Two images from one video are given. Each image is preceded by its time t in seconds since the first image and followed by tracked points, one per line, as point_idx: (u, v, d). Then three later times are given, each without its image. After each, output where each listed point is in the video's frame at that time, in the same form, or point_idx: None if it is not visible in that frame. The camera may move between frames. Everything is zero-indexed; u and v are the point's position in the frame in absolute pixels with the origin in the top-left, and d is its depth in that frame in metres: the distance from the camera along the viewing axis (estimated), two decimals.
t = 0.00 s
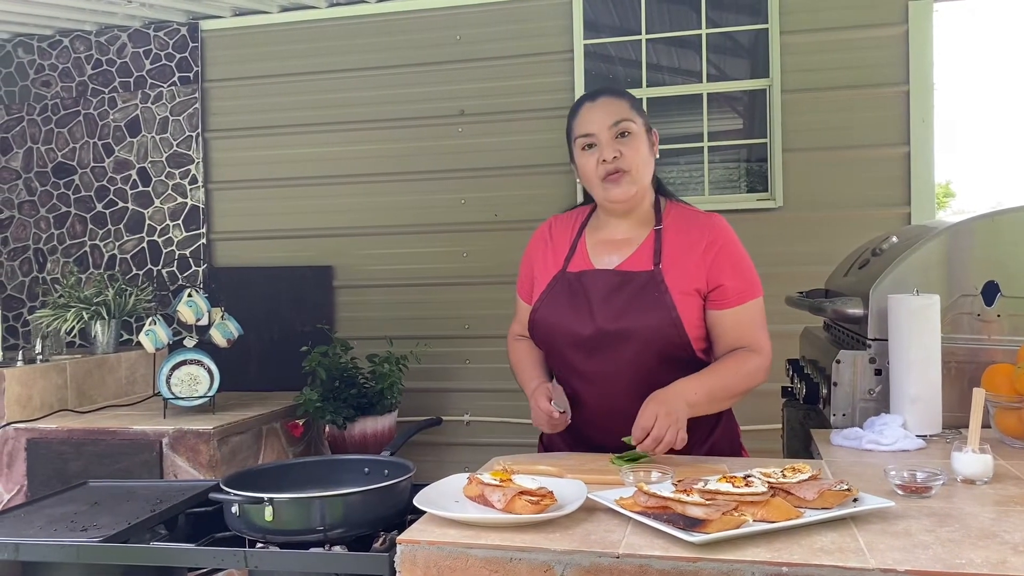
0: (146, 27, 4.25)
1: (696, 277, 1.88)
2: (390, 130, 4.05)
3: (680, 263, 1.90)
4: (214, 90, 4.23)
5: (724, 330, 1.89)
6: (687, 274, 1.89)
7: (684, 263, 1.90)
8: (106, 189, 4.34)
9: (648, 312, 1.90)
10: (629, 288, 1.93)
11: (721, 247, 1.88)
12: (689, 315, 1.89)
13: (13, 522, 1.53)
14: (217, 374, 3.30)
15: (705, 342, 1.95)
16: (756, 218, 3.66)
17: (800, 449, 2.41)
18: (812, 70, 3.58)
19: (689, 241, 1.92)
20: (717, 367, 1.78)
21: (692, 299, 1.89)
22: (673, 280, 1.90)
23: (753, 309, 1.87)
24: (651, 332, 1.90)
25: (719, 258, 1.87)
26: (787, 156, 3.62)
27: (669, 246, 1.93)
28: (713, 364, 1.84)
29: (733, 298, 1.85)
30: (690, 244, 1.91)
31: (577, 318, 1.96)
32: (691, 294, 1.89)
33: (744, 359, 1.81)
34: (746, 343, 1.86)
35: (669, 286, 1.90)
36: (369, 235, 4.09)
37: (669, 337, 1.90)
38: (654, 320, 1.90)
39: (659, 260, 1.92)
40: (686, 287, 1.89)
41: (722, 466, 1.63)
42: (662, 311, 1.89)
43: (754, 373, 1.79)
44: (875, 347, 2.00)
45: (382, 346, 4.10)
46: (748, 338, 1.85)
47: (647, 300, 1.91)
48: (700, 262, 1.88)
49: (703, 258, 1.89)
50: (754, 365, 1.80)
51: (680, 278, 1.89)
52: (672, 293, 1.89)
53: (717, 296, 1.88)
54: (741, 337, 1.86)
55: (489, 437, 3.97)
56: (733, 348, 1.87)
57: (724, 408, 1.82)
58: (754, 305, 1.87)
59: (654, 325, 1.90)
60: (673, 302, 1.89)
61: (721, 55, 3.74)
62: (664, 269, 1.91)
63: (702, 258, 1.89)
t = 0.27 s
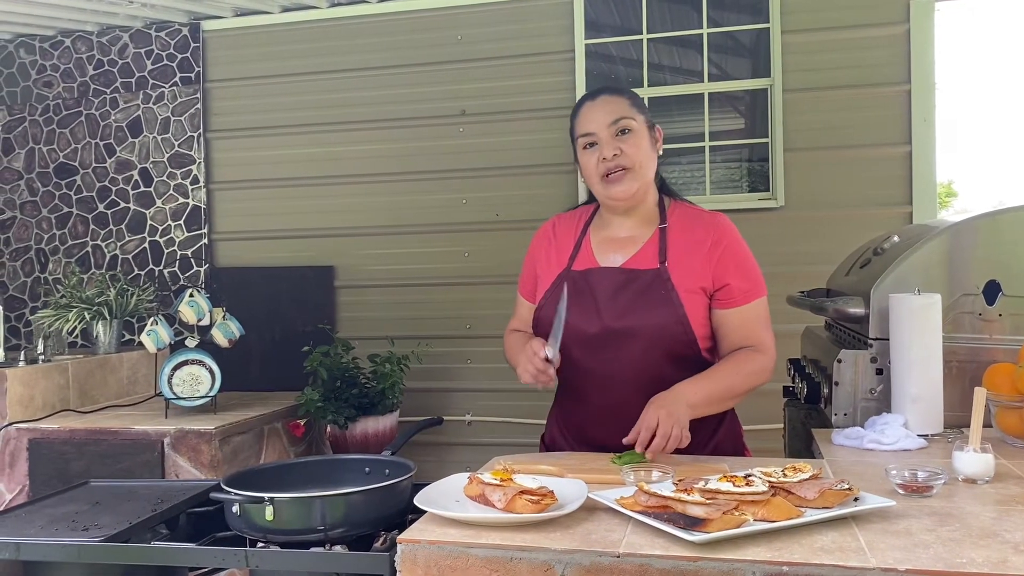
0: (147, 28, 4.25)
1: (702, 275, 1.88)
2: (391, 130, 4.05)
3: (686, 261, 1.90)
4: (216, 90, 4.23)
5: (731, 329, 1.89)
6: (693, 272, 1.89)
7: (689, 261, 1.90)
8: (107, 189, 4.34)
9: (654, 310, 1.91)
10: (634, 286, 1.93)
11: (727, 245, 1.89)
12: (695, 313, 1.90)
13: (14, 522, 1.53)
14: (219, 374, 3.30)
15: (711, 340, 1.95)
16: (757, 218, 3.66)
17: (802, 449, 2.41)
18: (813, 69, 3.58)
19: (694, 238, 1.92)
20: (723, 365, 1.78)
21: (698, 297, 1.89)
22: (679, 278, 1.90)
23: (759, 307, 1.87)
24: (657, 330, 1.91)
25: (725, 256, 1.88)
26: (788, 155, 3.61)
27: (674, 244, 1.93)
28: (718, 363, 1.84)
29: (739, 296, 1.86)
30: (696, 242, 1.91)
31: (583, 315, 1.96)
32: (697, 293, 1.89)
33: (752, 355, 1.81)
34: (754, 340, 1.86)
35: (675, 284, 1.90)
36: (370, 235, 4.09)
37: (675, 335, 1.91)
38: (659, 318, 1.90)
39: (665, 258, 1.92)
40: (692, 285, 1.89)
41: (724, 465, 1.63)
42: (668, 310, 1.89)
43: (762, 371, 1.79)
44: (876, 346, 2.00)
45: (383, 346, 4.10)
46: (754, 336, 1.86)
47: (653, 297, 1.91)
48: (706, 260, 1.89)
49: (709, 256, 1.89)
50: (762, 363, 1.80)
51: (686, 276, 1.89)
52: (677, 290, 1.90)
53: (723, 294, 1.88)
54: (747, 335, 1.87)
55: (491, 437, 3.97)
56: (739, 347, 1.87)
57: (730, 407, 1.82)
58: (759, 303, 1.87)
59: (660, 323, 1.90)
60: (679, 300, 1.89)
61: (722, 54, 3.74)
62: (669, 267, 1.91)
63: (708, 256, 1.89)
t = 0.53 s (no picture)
0: (148, 29, 4.26)
1: (707, 276, 1.88)
2: (392, 130, 4.06)
3: (692, 261, 1.90)
4: (217, 91, 4.23)
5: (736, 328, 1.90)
6: (699, 272, 1.89)
7: (694, 261, 1.90)
8: (109, 190, 4.35)
9: (659, 311, 1.90)
10: (639, 286, 1.93)
11: (732, 245, 1.88)
12: (701, 313, 1.90)
13: (16, 522, 1.54)
14: (220, 375, 3.31)
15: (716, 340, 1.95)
16: (758, 218, 3.65)
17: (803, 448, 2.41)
18: (814, 69, 3.57)
19: (698, 238, 1.92)
20: (734, 360, 1.79)
21: (704, 297, 1.89)
22: (685, 278, 1.90)
23: (765, 307, 1.87)
24: (662, 330, 1.90)
25: (731, 257, 1.87)
26: (789, 155, 3.61)
27: (679, 244, 1.93)
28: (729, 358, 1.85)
29: (745, 296, 1.86)
30: (701, 242, 1.91)
31: (587, 316, 1.96)
32: (702, 293, 1.89)
33: (760, 353, 1.82)
34: (763, 339, 1.87)
35: (680, 284, 1.90)
36: (371, 235, 4.09)
37: (680, 336, 1.90)
38: (665, 319, 1.90)
39: (669, 258, 1.92)
40: (697, 285, 1.89)
41: (726, 465, 1.63)
42: (674, 310, 1.89)
43: (773, 366, 1.81)
44: (877, 346, 2.00)
45: (385, 346, 4.10)
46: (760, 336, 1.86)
47: (658, 298, 1.91)
48: (712, 260, 1.88)
49: (715, 256, 1.88)
50: (773, 359, 1.82)
51: (692, 276, 1.89)
52: (683, 291, 1.89)
53: (729, 294, 1.88)
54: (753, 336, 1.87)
55: (492, 437, 3.97)
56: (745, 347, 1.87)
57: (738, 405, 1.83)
58: (765, 303, 1.87)
59: (665, 324, 1.90)
60: (685, 300, 1.89)
61: (723, 54, 3.74)
62: (674, 268, 1.91)
63: (713, 256, 1.89)
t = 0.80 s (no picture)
0: (148, 28, 4.25)
1: (710, 276, 1.88)
2: (392, 130, 4.05)
3: (694, 261, 1.90)
4: (217, 91, 4.23)
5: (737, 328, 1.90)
6: (701, 272, 1.89)
7: (697, 261, 1.89)
8: (109, 190, 4.34)
9: (661, 310, 1.90)
10: (641, 286, 1.92)
11: (734, 245, 1.88)
12: (703, 314, 1.90)
13: (15, 523, 1.53)
14: (221, 375, 3.31)
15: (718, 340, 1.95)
16: (759, 217, 3.65)
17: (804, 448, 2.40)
18: (815, 68, 3.56)
19: (700, 238, 1.91)
20: (740, 351, 1.80)
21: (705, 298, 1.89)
22: (687, 278, 1.89)
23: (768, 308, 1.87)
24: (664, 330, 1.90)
25: (733, 257, 1.87)
26: (790, 154, 3.60)
27: (681, 244, 1.92)
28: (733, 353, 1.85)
29: (748, 297, 1.86)
30: (704, 242, 1.90)
31: (589, 316, 1.96)
32: (704, 293, 1.89)
33: (763, 349, 1.81)
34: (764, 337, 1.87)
35: (683, 285, 1.90)
36: (372, 235, 4.09)
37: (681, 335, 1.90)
38: (667, 319, 1.90)
39: (672, 258, 1.92)
40: (699, 286, 1.89)
41: (727, 466, 1.62)
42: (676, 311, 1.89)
43: (776, 361, 1.80)
44: (879, 346, 1.99)
45: (386, 346, 4.10)
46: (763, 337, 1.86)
47: (660, 298, 1.91)
48: (714, 260, 1.88)
49: (717, 256, 1.88)
50: (776, 355, 1.81)
51: (694, 277, 1.89)
52: (685, 291, 1.89)
53: (732, 294, 1.88)
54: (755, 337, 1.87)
55: (493, 437, 3.97)
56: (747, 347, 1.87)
57: (739, 399, 1.83)
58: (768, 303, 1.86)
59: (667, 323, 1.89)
60: (687, 301, 1.89)
61: (724, 53, 3.73)
62: (676, 268, 1.91)
63: (716, 256, 1.88)
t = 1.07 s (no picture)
0: (149, 28, 4.25)
1: (705, 275, 1.86)
2: (393, 129, 4.05)
3: (689, 260, 1.88)
4: (218, 90, 4.23)
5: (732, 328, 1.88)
6: (696, 271, 1.87)
7: (692, 260, 1.88)
8: (110, 189, 4.34)
9: (656, 311, 1.89)
10: (636, 286, 1.91)
11: (730, 245, 1.86)
12: (697, 314, 1.88)
13: (15, 523, 1.53)
14: (222, 375, 3.31)
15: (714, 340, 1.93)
16: (761, 216, 3.64)
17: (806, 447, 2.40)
18: (817, 67, 3.56)
19: (697, 237, 1.90)
20: (735, 365, 1.77)
21: (700, 297, 1.88)
22: (681, 278, 1.88)
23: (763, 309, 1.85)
24: (659, 330, 1.89)
25: (728, 256, 1.85)
26: (792, 153, 3.60)
27: (677, 243, 1.91)
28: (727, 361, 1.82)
29: (744, 297, 1.84)
30: (700, 242, 1.89)
31: (584, 316, 1.95)
32: (699, 293, 1.87)
33: (755, 356, 1.79)
34: (758, 341, 1.84)
35: (677, 284, 1.88)
36: (373, 235, 4.09)
37: (676, 336, 1.89)
38: (662, 319, 1.88)
39: (668, 257, 1.90)
40: (695, 285, 1.87)
41: (729, 465, 1.61)
42: (670, 310, 1.88)
43: (767, 367, 1.78)
44: (881, 345, 1.99)
45: (387, 346, 4.09)
46: (757, 338, 1.85)
47: (655, 298, 1.90)
48: (710, 259, 1.86)
49: (713, 255, 1.86)
50: (768, 361, 1.79)
51: (689, 276, 1.88)
52: (680, 290, 1.88)
53: (727, 294, 1.86)
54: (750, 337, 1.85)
55: (494, 436, 3.96)
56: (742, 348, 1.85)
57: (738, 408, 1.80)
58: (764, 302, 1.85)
59: (662, 324, 1.88)
60: (681, 300, 1.87)
61: (726, 52, 3.73)
62: (671, 267, 1.89)
63: (711, 255, 1.86)
